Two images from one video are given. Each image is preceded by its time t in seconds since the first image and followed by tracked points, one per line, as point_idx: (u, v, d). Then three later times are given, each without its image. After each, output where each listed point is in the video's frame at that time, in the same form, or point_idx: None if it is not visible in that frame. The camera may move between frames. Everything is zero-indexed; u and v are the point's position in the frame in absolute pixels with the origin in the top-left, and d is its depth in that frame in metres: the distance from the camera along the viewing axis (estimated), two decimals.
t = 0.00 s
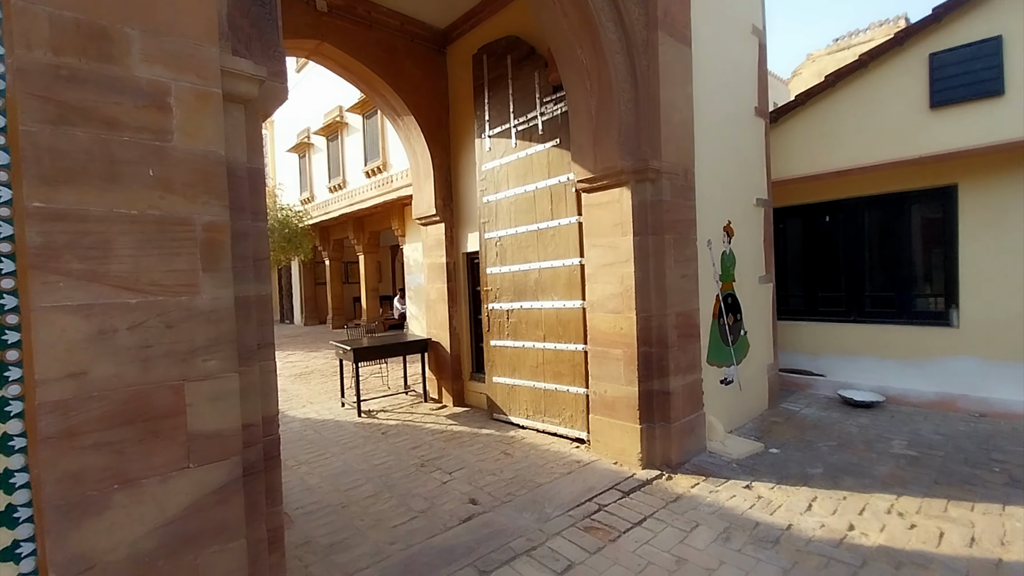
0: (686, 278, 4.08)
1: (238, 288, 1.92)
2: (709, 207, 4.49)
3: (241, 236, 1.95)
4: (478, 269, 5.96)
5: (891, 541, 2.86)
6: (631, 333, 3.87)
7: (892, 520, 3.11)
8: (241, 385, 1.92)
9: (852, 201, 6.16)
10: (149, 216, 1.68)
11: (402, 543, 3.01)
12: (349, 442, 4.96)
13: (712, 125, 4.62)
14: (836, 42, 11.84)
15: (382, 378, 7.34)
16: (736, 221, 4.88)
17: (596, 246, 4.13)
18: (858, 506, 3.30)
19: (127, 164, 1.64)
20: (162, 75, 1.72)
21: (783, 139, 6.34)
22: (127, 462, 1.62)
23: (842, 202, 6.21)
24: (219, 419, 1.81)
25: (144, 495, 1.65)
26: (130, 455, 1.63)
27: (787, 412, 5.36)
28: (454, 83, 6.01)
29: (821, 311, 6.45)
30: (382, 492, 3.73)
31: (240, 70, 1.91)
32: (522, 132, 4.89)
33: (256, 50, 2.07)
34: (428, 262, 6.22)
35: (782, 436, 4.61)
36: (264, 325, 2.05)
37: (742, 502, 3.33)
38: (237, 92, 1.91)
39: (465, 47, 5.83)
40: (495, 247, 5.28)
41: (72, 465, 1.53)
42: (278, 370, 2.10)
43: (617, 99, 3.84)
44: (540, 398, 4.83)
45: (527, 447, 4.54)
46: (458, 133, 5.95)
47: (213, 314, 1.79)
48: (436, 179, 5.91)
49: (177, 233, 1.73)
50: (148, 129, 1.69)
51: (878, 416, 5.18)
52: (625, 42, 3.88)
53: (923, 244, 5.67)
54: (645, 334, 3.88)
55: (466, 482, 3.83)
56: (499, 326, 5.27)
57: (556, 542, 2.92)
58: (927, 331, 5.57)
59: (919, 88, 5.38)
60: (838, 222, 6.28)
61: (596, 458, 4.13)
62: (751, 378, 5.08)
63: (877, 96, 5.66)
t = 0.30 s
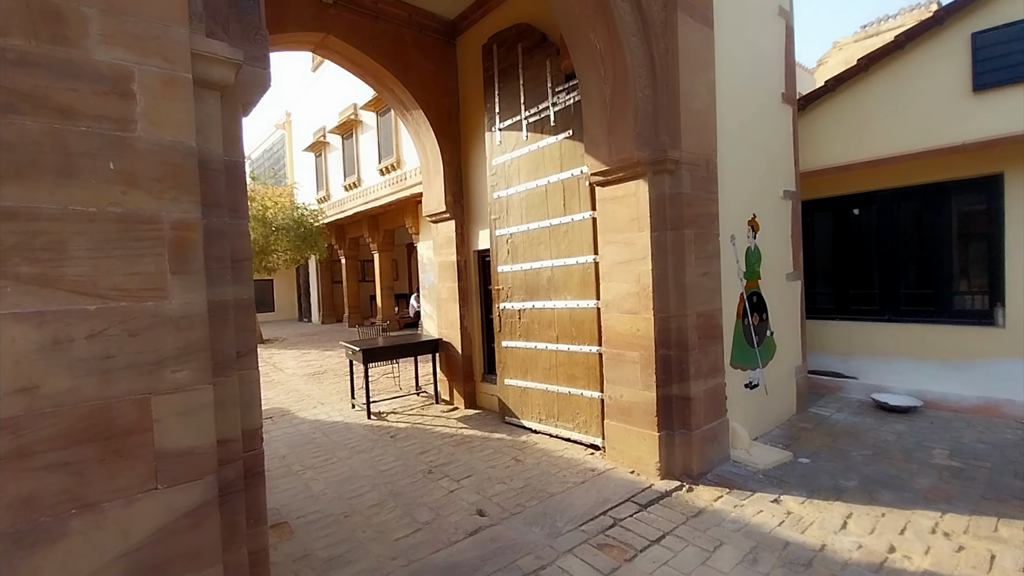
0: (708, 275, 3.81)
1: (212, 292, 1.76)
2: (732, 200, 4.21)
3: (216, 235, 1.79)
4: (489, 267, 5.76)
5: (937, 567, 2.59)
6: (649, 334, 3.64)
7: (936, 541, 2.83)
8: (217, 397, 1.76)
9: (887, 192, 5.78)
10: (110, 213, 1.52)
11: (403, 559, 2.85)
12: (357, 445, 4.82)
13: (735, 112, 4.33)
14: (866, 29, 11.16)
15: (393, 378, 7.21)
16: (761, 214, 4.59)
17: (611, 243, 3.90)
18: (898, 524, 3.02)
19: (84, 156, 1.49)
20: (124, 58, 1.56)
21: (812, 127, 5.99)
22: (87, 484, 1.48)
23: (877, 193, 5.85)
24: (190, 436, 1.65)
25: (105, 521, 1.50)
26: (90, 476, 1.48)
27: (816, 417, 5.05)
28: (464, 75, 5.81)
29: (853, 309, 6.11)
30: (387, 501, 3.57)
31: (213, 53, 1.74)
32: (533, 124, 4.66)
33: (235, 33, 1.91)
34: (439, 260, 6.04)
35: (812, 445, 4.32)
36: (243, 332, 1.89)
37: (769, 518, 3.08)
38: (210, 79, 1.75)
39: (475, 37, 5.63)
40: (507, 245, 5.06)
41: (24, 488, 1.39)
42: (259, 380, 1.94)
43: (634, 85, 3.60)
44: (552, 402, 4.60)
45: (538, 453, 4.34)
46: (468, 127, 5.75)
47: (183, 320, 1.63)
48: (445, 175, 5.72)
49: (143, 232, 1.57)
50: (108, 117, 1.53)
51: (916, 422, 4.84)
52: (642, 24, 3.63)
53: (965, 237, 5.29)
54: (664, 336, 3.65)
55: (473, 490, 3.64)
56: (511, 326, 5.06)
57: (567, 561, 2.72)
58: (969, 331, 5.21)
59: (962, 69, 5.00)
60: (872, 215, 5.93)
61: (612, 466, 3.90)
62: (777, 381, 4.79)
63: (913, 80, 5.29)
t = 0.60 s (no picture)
0: (728, 271, 3.54)
1: (168, 287, 1.60)
2: (755, 191, 3.92)
3: (176, 225, 1.62)
4: (499, 263, 5.56)
5: None
6: (664, 335, 3.39)
7: (984, 567, 2.53)
8: (175, 403, 1.60)
9: (925, 182, 5.38)
10: (50, 198, 1.37)
11: (396, 572, 2.68)
12: (361, 446, 4.67)
13: (759, 96, 4.04)
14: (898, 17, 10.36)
15: (403, 377, 7.07)
16: (787, 206, 4.29)
17: (624, 236, 3.66)
18: (939, 546, 2.73)
19: (20, 134, 1.34)
20: (66, 25, 1.40)
21: (843, 114, 5.63)
22: (23, 500, 1.33)
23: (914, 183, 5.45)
24: (142, 446, 1.50)
25: (44, 540, 1.35)
26: (26, 491, 1.33)
27: (846, 424, 4.72)
28: (474, 64, 5.60)
29: (887, 308, 5.75)
30: (385, 507, 3.40)
31: (171, 23, 1.57)
32: (543, 112, 4.42)
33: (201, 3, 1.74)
34: (447, 256, 5.86)
35: (841, 455, 4.02)
36: (208, 331, 1.73)
37: (795, 536, 2.82)
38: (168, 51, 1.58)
39: (485, 24, 5.41)
40: (516, 240, 4.81)
41: None
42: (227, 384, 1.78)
43: (648, 67, 3.35)
44: (562, 404, 4.37)
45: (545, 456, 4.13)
46: (478, 117, 5.55)
47: (134, 318, 1.47)
48: (454, 167, 5.52)
49: (87, 220, 1.41)
50: (47, 92, 1.37)
51: (956, 430, 4.48)
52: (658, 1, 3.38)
53: (1011, 231, 4.90)
54: (679, 336, 3.40)
55: (476, 497, 3.45)
56: (520, 324, 4.82)
57: None
58: (1015, 332, 4.83)
59: (1010, 48, 4.59)
60: (908, 208, 5.56)
61: (623, 474, 3.67)
62: (803, 385, 4.48)
63: (955, 61, 4.89)
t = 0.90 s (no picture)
0: (755, 272, 3.30)
1: (136, 291, 1.48)
2: (784, 185, 3.66)
3: (147, 224, 1.51)
4: (513, 262, 5.38)
5: None
6: (685, 340, 3.18)
7: None
8: (145, 415, 1.49)
9: (970, 176, 4.99)
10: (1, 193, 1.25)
11: None
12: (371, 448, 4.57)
13: (789, 85, 3.77)
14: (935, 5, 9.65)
15: (417, 377, 6.96)
16: (819, 203, 4.00)
17: (642, 234, 3.44)
18: None
19: None
20: (22, 6, 1.29)
21: (880, 104, 5.28)
22: None
23: (956, 177, 5.07)
24: (107, 462, 1.38)
25: None
26: None
27: (882, 436, 4.41)
28: (488, 57, 5.43)
29: (927, 311, 5.39)
30: (390, 515, 3.26)
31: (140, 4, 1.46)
32: (558, 105, 4.23)
33: None
34: (461, 254, 5.70)
35: (877, 470, 3.73)
36: (183, 337, 1.62)
37: (827, 562, 2.58)
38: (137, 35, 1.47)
39: (499, 15, 5.24)
40: (530, 238, 4.63)
41: None
42: (206, 393, 1.66)
43: (669, 52, 3.13)
44: (576, 410, 4.17)
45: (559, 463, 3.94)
46: (492, 112, 5.38)
47: (96, 324, 1.36)
48: (468, 164, 5.36)
49: (44, 217, 1.30)
50: None
51: (1006, 445, 4.13)
52: None
53: None
54: (700, 342, 3.19)
55: (483, 508, 3.30)
56: (534, 326, 4.62)
57: None
58: None
59: None
60: (951, 204, 5.18)
61: (640, 486, 3.47)
62: (835, 394, 4.19)
63: (1004, 45, 4.51)
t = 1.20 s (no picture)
0: (790, 268, 3.06)
1: (110, 281, 1.36)
2: (822, 175, 3.40)
3: (124, 207, 1.38)
4: (531, 258, 5.20)
5: None
6: (713, 341, 2.97)
7: None
8: (121, 417, 1.36)
9: None
10: None
11: None
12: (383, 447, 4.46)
13: (828, 66, 3.50)
14: None
15: (432, 375, 6.85)
16: (859, 194, 3.72)
17: (667, 226, 3.23)
18: None
19: None
20: None
21: (925, 90, 4.93)
22: None
23: (1006, 168, 4.69)
24: (75, 469, 1.25)
25: None
26: None
27: (925, 445, 4.11)
28: (507, 45, 5.25)
29: (973, 312, 5.03)
30: (399, 519, 3.11)
31: None
32: (578, 92, 4.02)
33: None
34: (478, 249, 5.54)
35: (922, 483, 3.45)
36: (166, 332, 1.49)
37: None
38: None
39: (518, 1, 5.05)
40: (547, 232, 4.44)
41: None
42: (190, 392, 1.53)
43: (699, 29, 2.90)
44: (595, 412, 3.98)
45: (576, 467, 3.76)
46: (510, 102, 5.19)
47: (64, 317, 1.24)
48: (484, 156, 5.19)
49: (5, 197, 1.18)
50: None
51: None
52: None
53: None
54: (729, 343, 2.98)
55: (497, 514, 3.14)
56: (552, 323, 4.43)
57: None
58: None
59: None
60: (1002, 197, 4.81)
61: (663, 495, 3.27)
62: (875, 399, 3.91)
63: None
